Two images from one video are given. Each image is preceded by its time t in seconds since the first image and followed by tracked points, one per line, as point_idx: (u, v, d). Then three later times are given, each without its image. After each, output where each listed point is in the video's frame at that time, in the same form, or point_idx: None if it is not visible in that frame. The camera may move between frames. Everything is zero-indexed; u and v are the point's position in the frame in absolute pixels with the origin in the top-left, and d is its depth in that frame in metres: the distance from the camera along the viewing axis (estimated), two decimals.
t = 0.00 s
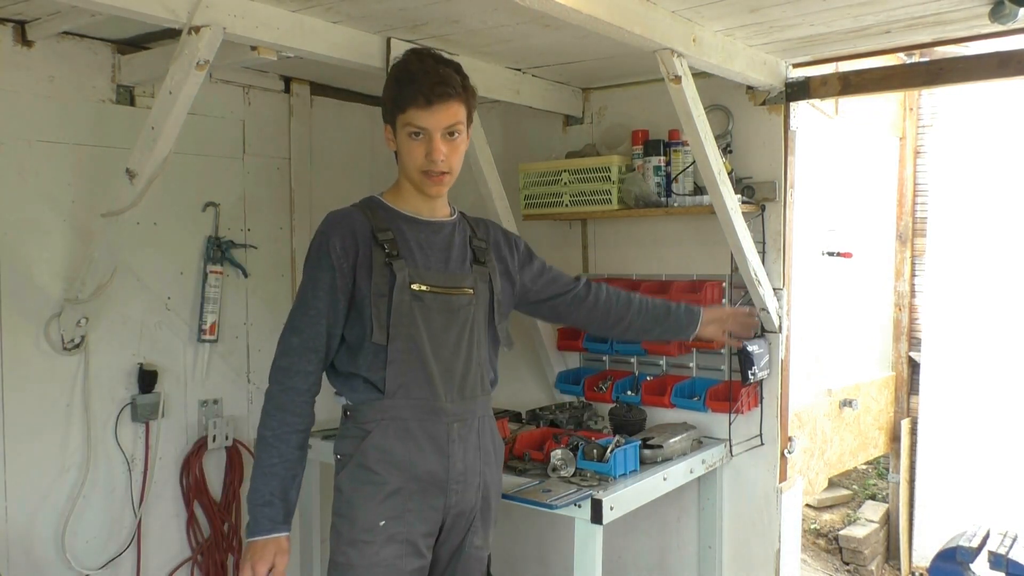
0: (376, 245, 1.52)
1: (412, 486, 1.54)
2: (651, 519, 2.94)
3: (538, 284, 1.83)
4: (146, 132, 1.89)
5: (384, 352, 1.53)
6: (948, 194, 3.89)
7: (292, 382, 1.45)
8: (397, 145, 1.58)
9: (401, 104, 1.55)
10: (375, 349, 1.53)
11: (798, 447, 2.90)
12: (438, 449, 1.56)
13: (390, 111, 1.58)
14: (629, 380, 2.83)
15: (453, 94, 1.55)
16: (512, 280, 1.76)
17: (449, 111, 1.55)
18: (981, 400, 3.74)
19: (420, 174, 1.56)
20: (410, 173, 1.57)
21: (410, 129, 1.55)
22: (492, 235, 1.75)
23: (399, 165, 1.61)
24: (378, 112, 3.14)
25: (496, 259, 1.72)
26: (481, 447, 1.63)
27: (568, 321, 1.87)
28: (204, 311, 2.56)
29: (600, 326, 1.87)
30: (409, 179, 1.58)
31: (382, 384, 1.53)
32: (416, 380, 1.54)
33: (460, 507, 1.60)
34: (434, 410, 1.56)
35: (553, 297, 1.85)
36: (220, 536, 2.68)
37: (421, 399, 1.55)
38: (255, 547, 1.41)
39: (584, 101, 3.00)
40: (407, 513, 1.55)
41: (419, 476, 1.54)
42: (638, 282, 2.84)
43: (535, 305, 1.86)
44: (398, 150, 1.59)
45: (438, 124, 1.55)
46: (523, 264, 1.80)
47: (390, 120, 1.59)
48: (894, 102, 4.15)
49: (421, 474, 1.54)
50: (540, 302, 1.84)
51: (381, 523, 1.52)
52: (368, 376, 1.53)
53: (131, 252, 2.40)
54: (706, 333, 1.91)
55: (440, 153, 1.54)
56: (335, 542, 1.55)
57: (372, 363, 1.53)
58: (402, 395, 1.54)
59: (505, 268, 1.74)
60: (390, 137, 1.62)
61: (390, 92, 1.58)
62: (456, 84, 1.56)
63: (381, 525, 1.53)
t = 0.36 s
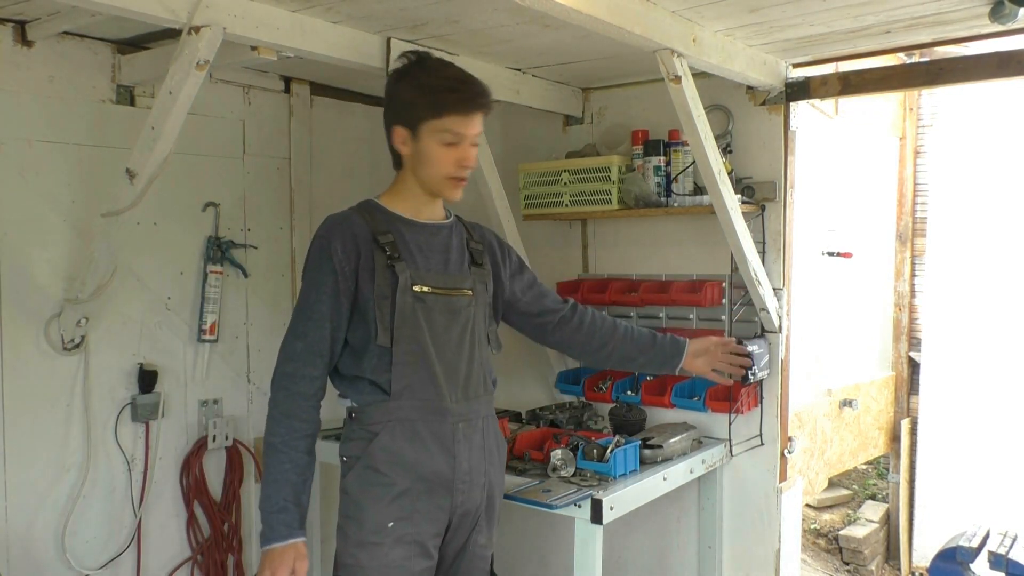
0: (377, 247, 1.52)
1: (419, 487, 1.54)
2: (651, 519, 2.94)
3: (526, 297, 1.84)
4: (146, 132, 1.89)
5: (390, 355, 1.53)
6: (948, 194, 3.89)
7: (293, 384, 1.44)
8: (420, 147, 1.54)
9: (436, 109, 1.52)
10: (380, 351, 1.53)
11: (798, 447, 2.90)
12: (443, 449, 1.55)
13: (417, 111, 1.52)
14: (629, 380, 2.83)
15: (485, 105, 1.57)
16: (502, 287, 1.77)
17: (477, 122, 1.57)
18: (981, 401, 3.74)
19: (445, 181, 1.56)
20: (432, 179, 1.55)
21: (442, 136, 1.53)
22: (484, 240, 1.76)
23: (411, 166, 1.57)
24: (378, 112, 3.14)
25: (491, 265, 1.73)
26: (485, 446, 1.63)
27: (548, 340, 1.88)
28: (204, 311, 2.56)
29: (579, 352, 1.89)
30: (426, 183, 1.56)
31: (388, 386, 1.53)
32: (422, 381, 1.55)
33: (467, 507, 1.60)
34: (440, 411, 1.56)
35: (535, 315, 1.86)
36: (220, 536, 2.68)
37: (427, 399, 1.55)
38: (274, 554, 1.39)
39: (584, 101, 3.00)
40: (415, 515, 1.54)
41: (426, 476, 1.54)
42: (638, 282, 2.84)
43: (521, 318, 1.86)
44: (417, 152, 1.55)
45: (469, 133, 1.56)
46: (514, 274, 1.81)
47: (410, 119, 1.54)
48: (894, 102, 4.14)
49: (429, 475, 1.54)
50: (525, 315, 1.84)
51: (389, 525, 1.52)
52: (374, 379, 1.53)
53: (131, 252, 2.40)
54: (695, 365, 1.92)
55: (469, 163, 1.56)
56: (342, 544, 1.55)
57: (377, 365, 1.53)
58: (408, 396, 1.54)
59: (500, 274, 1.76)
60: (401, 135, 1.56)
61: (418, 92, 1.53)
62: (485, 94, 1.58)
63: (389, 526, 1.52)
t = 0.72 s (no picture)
0: (373, 252, 1.52)
1: (424, 489, 1.54)
2: (651, 520, 2.94)
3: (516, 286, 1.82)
4: (146, 133, 1.90)
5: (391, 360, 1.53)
6: (948, 194, 3.89)
7: (296, 386, 1.44)
8: (450, 148, 1.56)
9: (474, 116, 1.56)
10: (382, 357, 1.53)
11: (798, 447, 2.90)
12: (447, 450, 1.56)
13: (454, 114, 1.54)
14: (629, 380, 2.83)
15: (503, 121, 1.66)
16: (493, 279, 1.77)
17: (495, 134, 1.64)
18: (981, 401, 3.74)
19: (463, 187, 1.60)
20: (453, 182, 1.58)
21: (472, 142, 1.58)
22: (474, 228, 1.76)
23: (430, 166, 1.57)
24: (378, 112, 3.14)
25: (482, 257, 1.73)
26: (487, 446, 1.63)
27: (542, 325, 1.87)
28: (204, 311, 2.56)
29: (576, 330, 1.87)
30: (445, 185, 1.59)
31: (392, 391, 1.53)
32: (425, 384, 1.55)
33: (470, 507, 1.61)
34: (442, 412, 1.56)
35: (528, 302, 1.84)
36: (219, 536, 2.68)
37: (430, 401, 1.55)
38: (287, 571, 1.42)
39: (584, 101, 3.00)
40: (419, 515, 1.55)
41: (431, 478, 1.55)
42: (638, 282, 2.84)
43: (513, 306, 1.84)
44: (444, 153, 1.56)
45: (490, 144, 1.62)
46: (503, 264, 1.80)
47: (443, 120, 1.54)
48: (894, 102, 4.14)
49: (433, 476, 1.54)
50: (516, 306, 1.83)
51: (394, 527, 1.53)
52: (377, 384, 1.53)
53: (131, 252, 2.40)
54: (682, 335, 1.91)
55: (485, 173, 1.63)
56: (344, 546, 1.55)
57: (379, 371, 1.53)
58: (412, 399, 1.54)
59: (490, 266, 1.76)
60: (428, 133, 1.55)
61: (456, 96, 1.55)
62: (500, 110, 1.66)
63: (394, 528, 1.53)
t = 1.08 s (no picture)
0: (370, 253, 1.51)
1: (425, 488, 1.55)
2: (651, 520, 2.94)
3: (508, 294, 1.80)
4: (146, 132, 1.89)
5: (389, 361, 1.53)
6: (948, 194, 3.88)
7: (294, 385, 1.43)
8: (436, 147, 1.54)
9: (462, 115, 1.54)
10: (380, 358, 1.53)
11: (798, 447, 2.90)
12: (447, 449, 1.56)
13: (440, 112, 1.53)
14: (629, 380, 2.83)
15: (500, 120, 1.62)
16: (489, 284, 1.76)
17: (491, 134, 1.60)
18: (981, 401, 3.74)
19: (453, 187, 1.58)
20: (441, 182, 1.56)
21: (462, 142, 1.55)
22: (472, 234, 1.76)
23: (418, 165, 1.56)
24: (378, 112, 3.14)
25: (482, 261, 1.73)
26: (486, 445, 1.63)
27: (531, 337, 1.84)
28: (204, 311, 2.56)
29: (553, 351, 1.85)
30: (433, 184, 1.57)
31: (391, 391, 1.53)
32: (424, 383, 1.55)
33: (471, 506, 1.61)
34: (441, 412, 1.57)
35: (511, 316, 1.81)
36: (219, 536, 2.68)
37: (429, 401, 1.56)
38: (286, 570, 1.39)
39: (584, 101, 3.00)
40: (420, 515, 1.55)
41: (432, 478, 1.55)
42: (638, 282, 2.84)
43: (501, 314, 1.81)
44: (430, 152, 1.55)
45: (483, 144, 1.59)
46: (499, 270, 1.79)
47: (430, 119, 1.53)
48: (894, 101, 4.14)
49: (433, 476, 1.55)
50: (508, 315, 1.80)
51: (395, 527, 1.53)
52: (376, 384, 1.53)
53: (131, 252, 2.40)
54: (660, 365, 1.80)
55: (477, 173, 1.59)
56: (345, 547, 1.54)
57: (378, 372, 1.53)
58: (411, 399, 1.54)
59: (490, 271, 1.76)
60: (414, 131, 1.55)
61: (444, 95, 1.53)
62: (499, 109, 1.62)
63: (396, 528, 1.53)
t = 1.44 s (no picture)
0: (367, 249, 1.52)
1: (415, 489, 1.54)
2: (651, 519, 2.94)
3: (527, 278, 1.83)
4: (146, 132, 1.89)
5: (382, 358, 1.53)
6: (948, 194, 3.88)
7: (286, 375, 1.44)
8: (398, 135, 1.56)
9: (411, 95, 1.54)
10: (372, 355, 1.53)
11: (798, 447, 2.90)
12: (438, 450, 1.56)
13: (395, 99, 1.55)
14: (629, 380, 2.83)
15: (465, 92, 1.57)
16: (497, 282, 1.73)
17: (456, 107, 1.55)
18: (981, 401, 3.74)
19: (420, 168, 1.56)
20: (409, 167, 1.56)
21: (417, 121, 1.54)
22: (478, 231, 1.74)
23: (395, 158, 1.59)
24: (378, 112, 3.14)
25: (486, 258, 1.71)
26: (479, 446, 1.62)
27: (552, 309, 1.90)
28: (204, 311, 2.56)
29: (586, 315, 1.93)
30: (407, 172, 1.57)
31: (381, 390, 1.53)
32: (415, 383, 1.54)
33: (463, 507, 1.60)
34: (432, 412, 1.56)
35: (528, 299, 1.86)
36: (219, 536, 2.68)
37: (421, 401, 1.55)
38: (268, 560, 1.39)
39: (584, 101, 3.00)
40: (410, 516, 1.55)
41: (421, 478, 1.54)
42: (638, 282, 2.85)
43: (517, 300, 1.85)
44: (396, 141, 1.58)
45: (447, 119, 1.55)
46: (513, 255, 1.80)
47: (392, 110, 1.58)
48: (894, 101, 4.14)
49: (423, 476, 1.54)
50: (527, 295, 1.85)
51: (384, 527, 1.53)
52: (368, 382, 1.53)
53: (131, 252, 2.40)
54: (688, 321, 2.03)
55: (445, 149, 1.55)
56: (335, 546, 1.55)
57: (371, 369, 1.53)
58: (402, 399, 1.54)
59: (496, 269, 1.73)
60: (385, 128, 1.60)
61: (398, 82, 1.56)
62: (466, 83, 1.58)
63: (384, 528, 1.53)
